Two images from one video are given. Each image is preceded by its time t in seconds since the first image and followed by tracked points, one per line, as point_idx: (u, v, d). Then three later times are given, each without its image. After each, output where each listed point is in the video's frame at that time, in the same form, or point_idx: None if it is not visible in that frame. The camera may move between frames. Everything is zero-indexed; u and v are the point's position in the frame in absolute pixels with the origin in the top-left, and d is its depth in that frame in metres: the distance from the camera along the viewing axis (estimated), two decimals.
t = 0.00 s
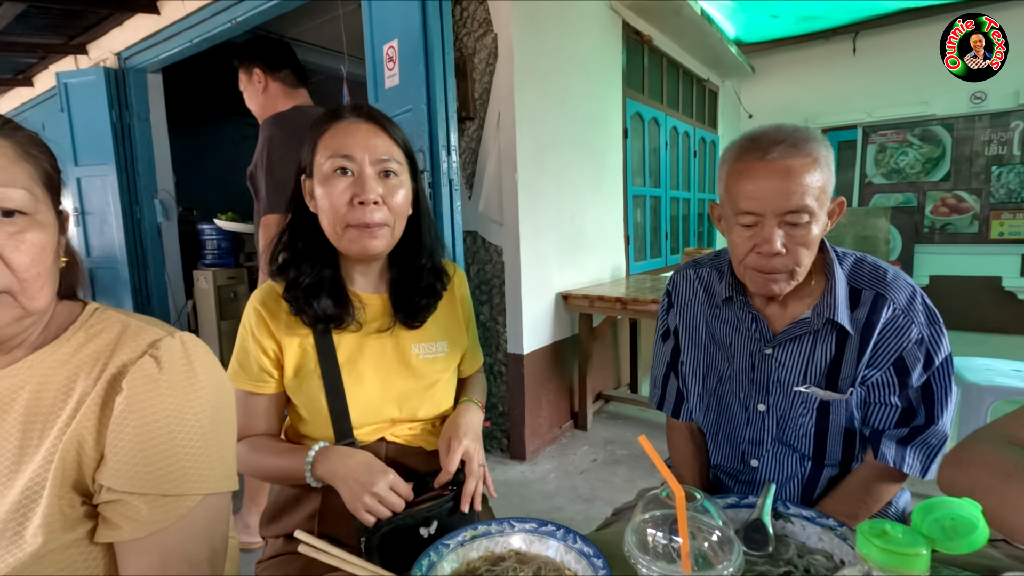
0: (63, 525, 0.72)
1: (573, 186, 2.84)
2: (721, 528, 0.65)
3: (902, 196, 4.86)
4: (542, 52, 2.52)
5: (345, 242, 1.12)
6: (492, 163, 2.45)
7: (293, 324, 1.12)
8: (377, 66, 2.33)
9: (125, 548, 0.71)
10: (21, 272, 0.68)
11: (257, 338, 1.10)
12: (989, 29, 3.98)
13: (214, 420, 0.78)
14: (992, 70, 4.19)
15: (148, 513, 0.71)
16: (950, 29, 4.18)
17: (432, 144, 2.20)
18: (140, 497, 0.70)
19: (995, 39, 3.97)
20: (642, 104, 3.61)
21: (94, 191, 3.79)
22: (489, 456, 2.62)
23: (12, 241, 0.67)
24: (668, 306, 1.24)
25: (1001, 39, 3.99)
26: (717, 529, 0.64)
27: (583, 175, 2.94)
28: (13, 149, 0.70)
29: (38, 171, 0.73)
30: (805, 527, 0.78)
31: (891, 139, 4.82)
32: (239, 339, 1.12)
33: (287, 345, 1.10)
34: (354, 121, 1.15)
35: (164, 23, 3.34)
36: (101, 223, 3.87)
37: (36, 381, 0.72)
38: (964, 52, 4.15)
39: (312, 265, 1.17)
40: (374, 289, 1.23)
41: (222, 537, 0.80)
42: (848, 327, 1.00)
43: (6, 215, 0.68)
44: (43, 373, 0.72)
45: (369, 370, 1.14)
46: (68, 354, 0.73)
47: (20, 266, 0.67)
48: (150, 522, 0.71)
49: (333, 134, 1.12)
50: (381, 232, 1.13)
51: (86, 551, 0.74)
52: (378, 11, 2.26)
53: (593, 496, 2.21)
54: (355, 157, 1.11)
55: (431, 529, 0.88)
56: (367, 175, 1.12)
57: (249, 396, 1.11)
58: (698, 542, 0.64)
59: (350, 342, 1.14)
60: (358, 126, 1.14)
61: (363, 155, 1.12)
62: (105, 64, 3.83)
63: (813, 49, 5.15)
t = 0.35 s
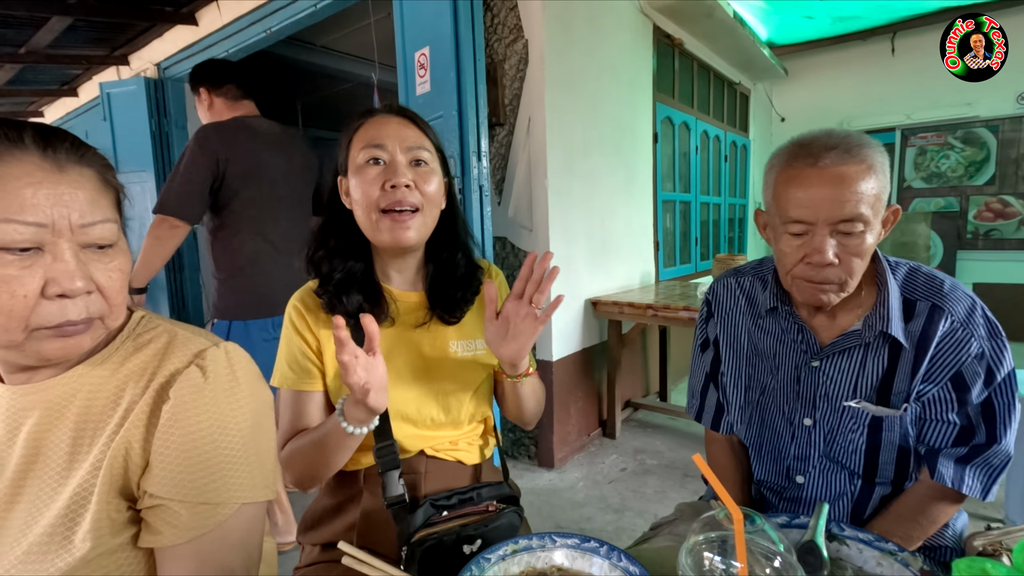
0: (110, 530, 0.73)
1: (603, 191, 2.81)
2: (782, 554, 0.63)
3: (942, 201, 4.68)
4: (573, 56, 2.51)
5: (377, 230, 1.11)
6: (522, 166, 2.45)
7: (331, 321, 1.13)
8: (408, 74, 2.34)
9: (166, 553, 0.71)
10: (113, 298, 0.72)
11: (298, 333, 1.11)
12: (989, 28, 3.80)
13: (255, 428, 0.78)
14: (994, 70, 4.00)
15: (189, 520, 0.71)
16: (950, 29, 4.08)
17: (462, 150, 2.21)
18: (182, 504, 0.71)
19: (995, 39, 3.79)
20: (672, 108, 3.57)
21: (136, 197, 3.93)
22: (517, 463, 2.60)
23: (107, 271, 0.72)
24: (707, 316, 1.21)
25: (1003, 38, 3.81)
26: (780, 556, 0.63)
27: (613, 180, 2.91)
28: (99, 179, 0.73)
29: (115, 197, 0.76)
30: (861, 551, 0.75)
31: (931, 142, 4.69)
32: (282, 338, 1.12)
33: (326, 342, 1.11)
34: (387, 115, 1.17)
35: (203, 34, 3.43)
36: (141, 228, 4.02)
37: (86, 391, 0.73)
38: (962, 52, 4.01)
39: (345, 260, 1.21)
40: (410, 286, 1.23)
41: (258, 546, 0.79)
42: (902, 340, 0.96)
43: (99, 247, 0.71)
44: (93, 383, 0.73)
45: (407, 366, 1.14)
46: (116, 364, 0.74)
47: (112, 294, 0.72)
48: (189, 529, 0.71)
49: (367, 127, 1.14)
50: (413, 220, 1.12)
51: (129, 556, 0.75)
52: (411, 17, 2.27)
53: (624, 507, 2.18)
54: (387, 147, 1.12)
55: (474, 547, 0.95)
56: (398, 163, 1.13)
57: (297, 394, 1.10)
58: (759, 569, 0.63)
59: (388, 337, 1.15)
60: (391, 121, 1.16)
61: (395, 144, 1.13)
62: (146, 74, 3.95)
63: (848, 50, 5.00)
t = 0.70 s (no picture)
0: (136, 540, 0.73)
1: (617, 195, 2.81)
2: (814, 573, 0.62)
3: (962, 203, 4.71)
4: (587, 60, 2.51)
5: (392, 234, 1.10)
6: (536, 169, 2.44)
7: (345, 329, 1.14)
8: (422, 78, 2.34)
9: (191, 562, 0.72)
10: (137, 309, 0.73)
11: (311, 339, 1.12)
12: (989, 28, 3.88)
13: (277, 438, 0.78)
14: (993, 70, 4.04)
15: (213, 530, 0.72)
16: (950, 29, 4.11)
17: (477, 153, 2.21)
18: (206, 514, 0.72)
19: (995, 39, 3.85)
20: (686, 111, 3.55)
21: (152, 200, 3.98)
22: (530, 468, 2.59)
23: (129, 282, 0.72)
24: (726, 323, 1.20)
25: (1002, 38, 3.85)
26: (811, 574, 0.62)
27: (627, 184, 2.90)
28: (122, 190, 0.73)
29: (139, 207, 0.77)
30: (889, 567, 0.73)
31: (950, 144, 4.66)
32: (293, 345, 1.12)
33: (340, 350, 1.11)
34: (405, 119, 1.17)
35: (218, 39, 3.47)
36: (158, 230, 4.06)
37: (112, 400, 0.74)
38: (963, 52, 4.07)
39: (359, 265, 1.22)
40: (425, 293, 1.23)
41: (281, 555, 0.80)
42: (928, 350, 0.95)
43: (121, 258, 0.72)
44: (119, 392, 0.74)
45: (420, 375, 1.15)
46: (141, 374, 0.75)
47: (136, 305, 0.73)
48: (214, 539, 0.72)
49: (384, 131, 1.14)
50: (428, 224, 1.11)
51: (153, 565, 0.76)
52: (425, 22, 2.28)
53: (638, 513, 2.16)
54: (403, 151, 1.12)
55: (491, 560, 0.95)
56: (414, 167, 1.12)
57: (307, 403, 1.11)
58: None
59: (402, 346, 1.15)
60: (408, 125, 1.15)
61: (411, 148, 1.13)
62: (163, 78, 4.00)
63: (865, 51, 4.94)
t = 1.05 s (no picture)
0: (155, 544, 0.74)
1: (629, 197, 2.79)
2: None
3: (980, 205, 4.68)
4: (599, 62, 2.50)
5: (405, 234, 1.10)
6: (548, 171, 2.43)
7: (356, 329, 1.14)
8: (434, 81, 2.35)
9: (207, 568, 0.72)
10: (143, 309, 0.73)
11: (323, 341, 1.13)
12: (989, 29, 3.83)
13: (292, 442, 0.78)
14: (992, 70, 4.03)
15: (230, 536, 0.72)
16: (951, 29, 4.08)
17: (489, 155, 2.21)
18: (223, 520, 0.72)
19: (994, 39, 3.83)
20: (699, 112, 3.53)
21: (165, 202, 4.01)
22: (540, 471, 2.58)
23: (135, 280, 0.72)
24: (742, 326, 1.18)
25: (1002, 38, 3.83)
26: None
27: (639, 185, 2.88)
28: (131, 189, 0.74)
29: (149, 206, 0.77)
30: None
31: (967, 145, 4.60)
32: (307, 346, 1.14)
33: (351, 351, 1.11)
34: (415, 117, 1.16)
35: (232, 42, 3.50)
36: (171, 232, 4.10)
37: (131, 404, 0.75)
38: (965, 51, 4.03)
39: (371, 266, 1.22)
40: (439, 293, 1.23)
41: (298, 558, 0.80)
42: (952, 355, 0.93)
43: (125, 255, 0.72)
44: (137, 397, 0.75)
45: (433, 376, 1.14)
46: (158, 378, 0.76)
47: (142, 305, 0.73)
48: (231, 545, 0.72)
49: (395, 130, 1.14)
50: (441, 223, 1.11)
51: (171, 569, 0.77)
52: (437, 24, 2.28)
53: (650, 517, 2.15)
54: (414, 151, 1.12)
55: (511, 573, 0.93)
56: (426, 167, 1.12)
57: (318, 404, 1.12)
58: None
59: (414, 345, 1.14)
60: (419, 123, 1.15)
61: (422, 148, 1.12)
62: (178, 82, 4.04)
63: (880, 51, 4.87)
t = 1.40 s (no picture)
0: (162, 547, 0.74)
1: (638, 199, 2.78)
2: None
3: (997, 207, 4.60)
4: (609, 63, 2.49)
5: (413, 232, 1.10)
6: (557, 173, 2.43)
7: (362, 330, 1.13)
8: (444, 83, 2.35)
9: (214, 571, 0.72)
10: (134, 303, 0.75)
11: (331, 345, 1.10)
12: (989, 29, 3.86)
13: (299, 445, 0.79)
14: (992, 70, 4.06)
15: (236, 539, 0.72)
16: (950, 29, 4.11)
17: (498, 156, 2.21)
18: (230, 523, 0.72)
19: (994, 40, 3.86)
20: (709, 114, 3.51)
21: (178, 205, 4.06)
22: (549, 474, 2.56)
23: (123, 273, 0.74)
24: (753, 329, 1.17)
25: (1002, 38, 3.85)
26: None
27: (648, 187, 2.87)
28: (124, 183, 0.76)
29: (144, 202, 0.79)
30: None
31: (983, 146, 4.57)
32: (315, 351, 1.12)
33: (363, 355, 1.10)
34: (418, 115, 1.17)
35: (244, 46, 3.53)
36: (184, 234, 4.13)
37: (138, 406, 0.76)
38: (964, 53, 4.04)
39: (377, 266, 1.23)
40: (451, 296, 1.22)
41: (305, 560, 0.80)
42: (970, 360, 0.91)
43: (115, 247, 0.74)
44: (144, 399, 0.76)
45: (448, 379, 1.13)
46: (165, 380, 0.77)
47: (134, 300, 0.75)
48: (238, 548, 0.72)
49: (401, 129, 1.14)
50: (449, 215, 1.10)
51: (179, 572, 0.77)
52: (447, 26, 2.28)
53: (660, 521, 2.13)
54: (418, 148, 1.11)
55: None
56: (431, 164, 1.11)
57: (325, 410, 1.10)
58: None
59: (428, 347, 1.14)
60: (423, 121, 1.15)
61: (426, 145, 1.12)
62: (191, 85, 4.10)
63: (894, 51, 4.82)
